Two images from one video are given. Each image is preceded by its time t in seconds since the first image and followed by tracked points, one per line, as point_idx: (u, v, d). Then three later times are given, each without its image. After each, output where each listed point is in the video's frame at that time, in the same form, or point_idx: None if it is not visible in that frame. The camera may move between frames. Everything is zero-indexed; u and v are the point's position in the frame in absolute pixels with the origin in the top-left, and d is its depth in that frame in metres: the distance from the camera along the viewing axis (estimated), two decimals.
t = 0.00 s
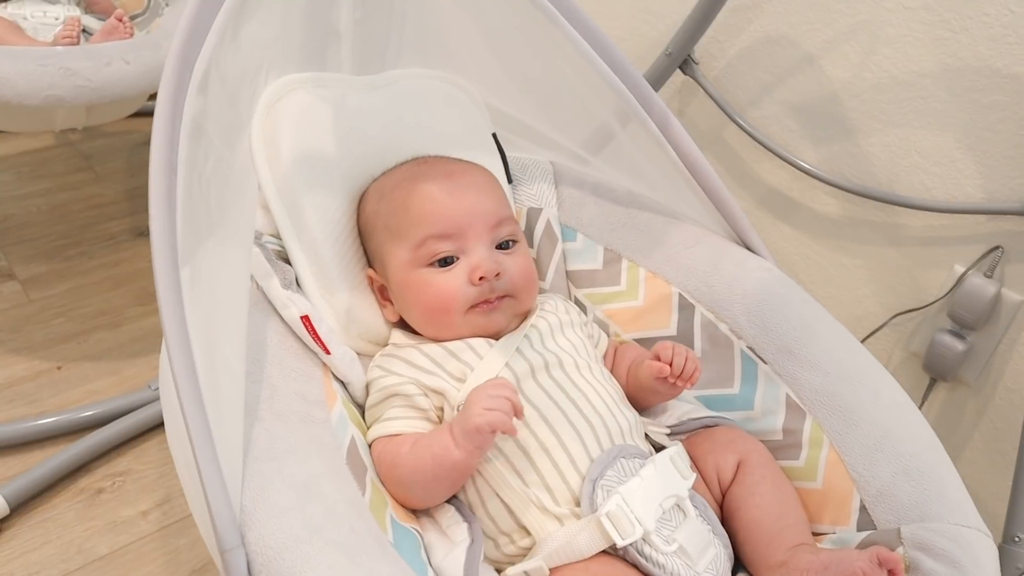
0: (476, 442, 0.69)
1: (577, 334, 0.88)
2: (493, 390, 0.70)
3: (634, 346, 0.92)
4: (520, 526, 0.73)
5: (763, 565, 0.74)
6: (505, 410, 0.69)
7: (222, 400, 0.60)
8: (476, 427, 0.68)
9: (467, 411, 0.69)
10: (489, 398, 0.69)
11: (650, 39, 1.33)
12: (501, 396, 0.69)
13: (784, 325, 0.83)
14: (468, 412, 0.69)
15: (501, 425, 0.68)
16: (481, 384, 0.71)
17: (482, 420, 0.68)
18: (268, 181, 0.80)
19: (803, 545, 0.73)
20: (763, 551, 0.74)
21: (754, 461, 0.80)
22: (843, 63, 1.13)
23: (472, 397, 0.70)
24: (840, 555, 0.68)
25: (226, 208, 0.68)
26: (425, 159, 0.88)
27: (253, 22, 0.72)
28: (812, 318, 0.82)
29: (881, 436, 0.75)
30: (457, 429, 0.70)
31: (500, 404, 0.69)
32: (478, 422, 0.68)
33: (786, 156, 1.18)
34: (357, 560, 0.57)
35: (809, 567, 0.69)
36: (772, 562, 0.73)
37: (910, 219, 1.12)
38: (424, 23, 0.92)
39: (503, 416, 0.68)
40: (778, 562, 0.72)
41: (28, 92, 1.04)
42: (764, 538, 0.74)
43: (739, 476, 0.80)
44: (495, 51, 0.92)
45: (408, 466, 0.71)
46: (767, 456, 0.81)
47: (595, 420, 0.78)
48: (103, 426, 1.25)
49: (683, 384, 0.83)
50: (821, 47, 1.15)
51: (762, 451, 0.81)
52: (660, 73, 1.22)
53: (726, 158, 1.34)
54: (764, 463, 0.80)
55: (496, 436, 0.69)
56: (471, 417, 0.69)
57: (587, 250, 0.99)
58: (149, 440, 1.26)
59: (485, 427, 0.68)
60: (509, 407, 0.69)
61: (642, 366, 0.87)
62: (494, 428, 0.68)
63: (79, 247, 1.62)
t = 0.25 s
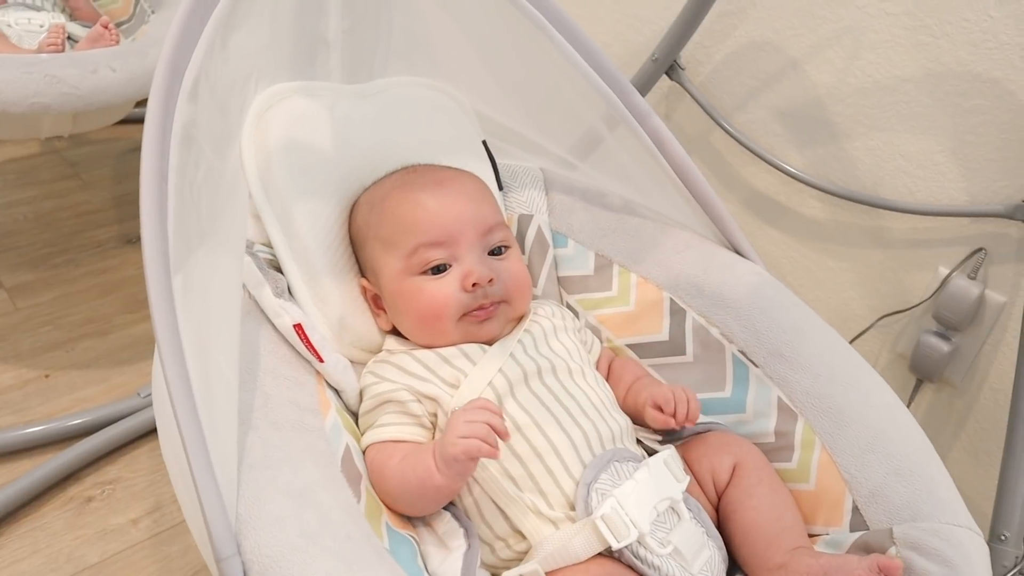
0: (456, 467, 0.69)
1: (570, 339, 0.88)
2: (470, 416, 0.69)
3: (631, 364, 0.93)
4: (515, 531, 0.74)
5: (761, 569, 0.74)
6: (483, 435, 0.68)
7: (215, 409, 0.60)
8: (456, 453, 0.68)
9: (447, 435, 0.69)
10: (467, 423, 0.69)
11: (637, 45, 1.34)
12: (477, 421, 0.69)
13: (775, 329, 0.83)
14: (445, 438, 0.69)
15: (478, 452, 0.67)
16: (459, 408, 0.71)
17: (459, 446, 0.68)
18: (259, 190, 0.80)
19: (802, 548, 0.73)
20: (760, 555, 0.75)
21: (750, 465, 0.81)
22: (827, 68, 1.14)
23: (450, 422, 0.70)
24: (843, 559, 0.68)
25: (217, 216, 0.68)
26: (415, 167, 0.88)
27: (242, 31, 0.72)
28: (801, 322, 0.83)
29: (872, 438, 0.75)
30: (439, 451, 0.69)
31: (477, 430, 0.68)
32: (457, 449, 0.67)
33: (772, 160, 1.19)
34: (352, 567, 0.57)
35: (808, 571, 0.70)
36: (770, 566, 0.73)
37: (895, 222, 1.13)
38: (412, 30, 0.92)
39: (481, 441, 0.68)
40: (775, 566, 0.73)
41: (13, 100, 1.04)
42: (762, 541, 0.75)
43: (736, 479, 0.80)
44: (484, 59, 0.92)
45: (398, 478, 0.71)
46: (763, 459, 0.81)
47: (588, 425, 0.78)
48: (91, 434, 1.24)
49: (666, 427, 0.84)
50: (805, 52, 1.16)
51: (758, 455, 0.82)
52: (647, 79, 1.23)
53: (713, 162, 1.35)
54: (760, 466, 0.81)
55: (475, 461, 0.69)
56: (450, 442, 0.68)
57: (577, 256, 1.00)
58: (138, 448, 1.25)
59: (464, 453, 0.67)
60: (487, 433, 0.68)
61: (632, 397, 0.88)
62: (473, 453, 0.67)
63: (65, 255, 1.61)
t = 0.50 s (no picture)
0: (463, 473, 0.69)
1: (571, 344, 0.89)
2: (477, 422, 0.70)
3: (635, 378, 0.92)
4: (518, 534, 0.74)
5: None
6: (490, 441, 0.68)
7: (221, 414, 0.60)
8: (463, 459, 0.68)
9: (455, 440, 0.70)
10: (476, 429, 0.69)
11: (635, 52, 1.35)
12: (484, 427, 0.69)
13: (775, 333, 0.84)
14: (453, 445, 0.69)
15: (485, 458, 0.67)
16: (468, 415, 0.71)
17: (466, 453, 0.68)
18: (263, 197, 0.81)
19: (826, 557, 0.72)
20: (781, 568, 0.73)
21: (762, 478, 0.80)
22: (824, 75, 1.15)
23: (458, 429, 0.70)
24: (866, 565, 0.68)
25: (221, 223, 0.69)
26: (417, 173, 0.89)
27: (246, 39, 0.72)
28: (800, 327, 0.84)
29: (871, 442, 0.76)
30: (446, 457, 0.70)
31: (483, 437, 0.69)
32: (464, 455, 0.68)
33: (770, 166, 1.20)
34: (357, 571, 0.58)
35: None
36: None
37: (892, 227, 1.14)
38: (414, 38, 0.93)
39: (487, 448, 0.68)
40: None
41: (16, 108, 1.04)
42: (784, 552, 0.73)
43: (748, 492, 0.79)
44: (485, 67, 0.93)
45: (403, 483, 0.71)
46: (773, 472, 0.80)
47: (590, 429, 0.79)
48: (92, 442, 1.24)
49: (653, 457, 0.85)
50: (803, 60, 1.17)
51: (769, 469, 0.81)
52: (646, 86, 1.24)
53: (711, 168, 1.36)
54: (771, 479, 0.80)
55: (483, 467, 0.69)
56: (459, 448, 0.69)
57: (578, 262, 1.01)
58: (138, 455, 1.25)
59: (472, 459, 0.68)
60: (494, 439, 0.69)
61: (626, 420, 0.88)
62: (479, 460, 0.68)
63: (65, 262, 1.61)
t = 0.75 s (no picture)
0: (460, 474, 0.69)
1: (569, 346, 0.89)
2: (473, 424, 0.69)
3: (637, 381, 0.92)
4: (515, 536, 0.74)
5: None
6: (485, 442, 0.68)
7: (219, 417, 0.60)
8: (458, 461, 0.68)
9: (451, 441, 0.69)
10: (471, 430, 0.69)
11: (637, 56, 1.35)
12: (480, 428, 0.69)
13: (775, 335, 0.84)
14: (449, 446, 0.69)
15: (481, 460, 0.67)
16: (464, 416, 0.71)
17: (462, 455, 0.68)
18: (262, 199, 0.81)
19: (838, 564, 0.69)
20: None
21: (765, 487, 0.78)
22: (827, 77, 1.15)
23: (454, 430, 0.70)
24: (882, 572, 0.66)
25: (220, 225, 0.69)
26: (415, 175, 0.89)
27: (245, 42, 0.73)
28: (801, 328, 0.83)
29: (871, 444, 0.75)
30: (443, 459, 0.70)
31: (479, 438, 0.68)
32: (459, 457, 0.68)
33: (772, 169, 1.19)
34: (353, 573, 0.58)
35: None
36: None
37: (896, 230, 1.13)
38: (414, 42, 0.93)
39: (482, 449, 0.68)
40: None
41: (19, 114, 1.05)
42: (790, 561, 0.71)
43: (751, 502, 0.78)
44: (486, 70, 0.93)
45: (401, 485, 0.71)
46: (777, 482, 0.79)
47: (588, 432, 0.79)
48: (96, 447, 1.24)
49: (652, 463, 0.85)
50: (805, 62, 1.17)
51: (772, 479, 0.79)
52: (648, 89, 1.24)
53: (714, 172, 1.36)
54: (774, 488, 0.78)
55: (479, 469, 0.69)
56: (454, 449, 0.68)
57: (578, 263, 1.01)
58: (142, 461, 1.25)
59: (467, 461, 0.68)
60: (489, 441, 0.68)
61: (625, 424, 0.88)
62: (474, 461, 0.67)
63: (70, 268, 1.62)
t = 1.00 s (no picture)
0: (453, 483, 0.68)
1: (561, 346, 0.88)
2: (468, 433, 0.69)
3: (630, 380, 0.91)
4: (506, 536, 0.74)
5: None
6: (479, 453, 0.68)
7: (209, 417, 0.60)
8: (452, 470, 0.68)
9: (446, 449, 0.69)
10: (466, 440, 0.68)
11: (633, 57, 1.35)
12: (476, 438, 0.69)
13: (767, 335, 0.83)
14: (444, 454, 0.69)
15: (475, 469, 0.67)
16: (460, 425, 0.71)
17: (456, 463, 0.67)
18: (253, 199, 0.81)
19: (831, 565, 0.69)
20: None
21: (755, 488, 0.77)
22: (823, 77, 1.15)
23: (449, 439, 0.69)
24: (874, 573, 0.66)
25: (210, 226, 0.68)
26: (407, 174, 0.88)
27: (236, 42, 0.72)
28: (794, 328, 0.83)
29: (863, 445, 0.75)
30: (437, 466, 0.69)
31: (474, 448, 0.68)
32: (453, 465, 0.67)
33: (769, 169, 1.19)
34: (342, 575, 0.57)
35: None
36: None
37: (892, 230, 1.13)
38: (408, 41, 0.93)
39: (476, 459, 0.67)
40: None
41: (13, 117, 1.05)
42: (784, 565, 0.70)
43: (742, 504, 0.77)
44: (480, 70, 0.93)
45: (394, 490, 0.71)
46: (767, 482, 0.78)
47: (580, 433, 0.78)
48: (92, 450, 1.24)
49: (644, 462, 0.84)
50: (801, 62, 1.17)
51: (762, 479, 0.79)
52: (644, 90, 1.23)
53: (710, 172, 1.35)
54: (764, 488, 0.77)
55: (473, 478, 0.69)
56: (449, 458, 0.68)
57: (571, 263, 1.00)
58: (138, 463, 1.25)
59: (461, 470, 0.67)
60: (483, 451, 0.68)
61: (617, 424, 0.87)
62: (468, 471, 0.67)
63: (66, 271, 1.61)
